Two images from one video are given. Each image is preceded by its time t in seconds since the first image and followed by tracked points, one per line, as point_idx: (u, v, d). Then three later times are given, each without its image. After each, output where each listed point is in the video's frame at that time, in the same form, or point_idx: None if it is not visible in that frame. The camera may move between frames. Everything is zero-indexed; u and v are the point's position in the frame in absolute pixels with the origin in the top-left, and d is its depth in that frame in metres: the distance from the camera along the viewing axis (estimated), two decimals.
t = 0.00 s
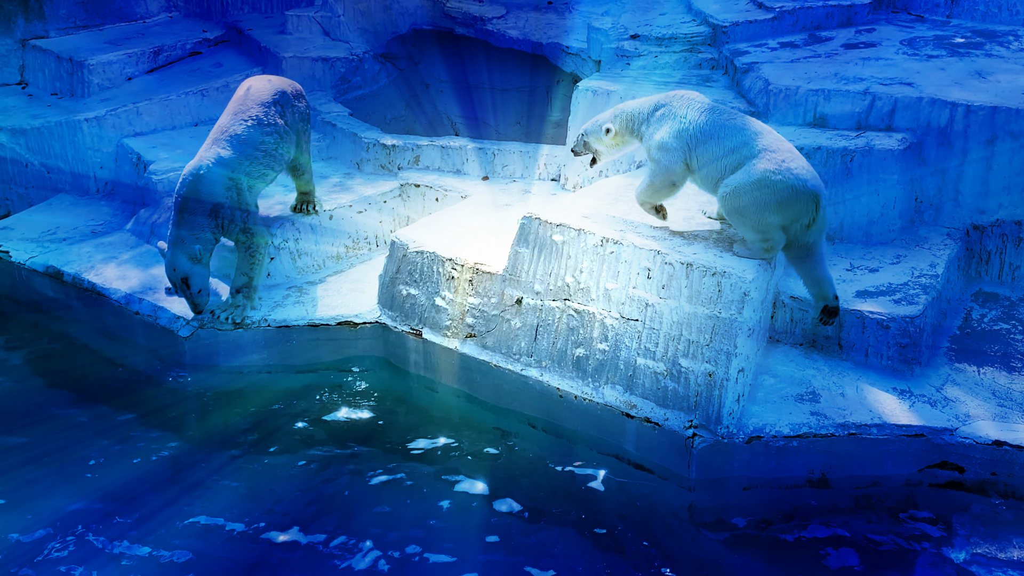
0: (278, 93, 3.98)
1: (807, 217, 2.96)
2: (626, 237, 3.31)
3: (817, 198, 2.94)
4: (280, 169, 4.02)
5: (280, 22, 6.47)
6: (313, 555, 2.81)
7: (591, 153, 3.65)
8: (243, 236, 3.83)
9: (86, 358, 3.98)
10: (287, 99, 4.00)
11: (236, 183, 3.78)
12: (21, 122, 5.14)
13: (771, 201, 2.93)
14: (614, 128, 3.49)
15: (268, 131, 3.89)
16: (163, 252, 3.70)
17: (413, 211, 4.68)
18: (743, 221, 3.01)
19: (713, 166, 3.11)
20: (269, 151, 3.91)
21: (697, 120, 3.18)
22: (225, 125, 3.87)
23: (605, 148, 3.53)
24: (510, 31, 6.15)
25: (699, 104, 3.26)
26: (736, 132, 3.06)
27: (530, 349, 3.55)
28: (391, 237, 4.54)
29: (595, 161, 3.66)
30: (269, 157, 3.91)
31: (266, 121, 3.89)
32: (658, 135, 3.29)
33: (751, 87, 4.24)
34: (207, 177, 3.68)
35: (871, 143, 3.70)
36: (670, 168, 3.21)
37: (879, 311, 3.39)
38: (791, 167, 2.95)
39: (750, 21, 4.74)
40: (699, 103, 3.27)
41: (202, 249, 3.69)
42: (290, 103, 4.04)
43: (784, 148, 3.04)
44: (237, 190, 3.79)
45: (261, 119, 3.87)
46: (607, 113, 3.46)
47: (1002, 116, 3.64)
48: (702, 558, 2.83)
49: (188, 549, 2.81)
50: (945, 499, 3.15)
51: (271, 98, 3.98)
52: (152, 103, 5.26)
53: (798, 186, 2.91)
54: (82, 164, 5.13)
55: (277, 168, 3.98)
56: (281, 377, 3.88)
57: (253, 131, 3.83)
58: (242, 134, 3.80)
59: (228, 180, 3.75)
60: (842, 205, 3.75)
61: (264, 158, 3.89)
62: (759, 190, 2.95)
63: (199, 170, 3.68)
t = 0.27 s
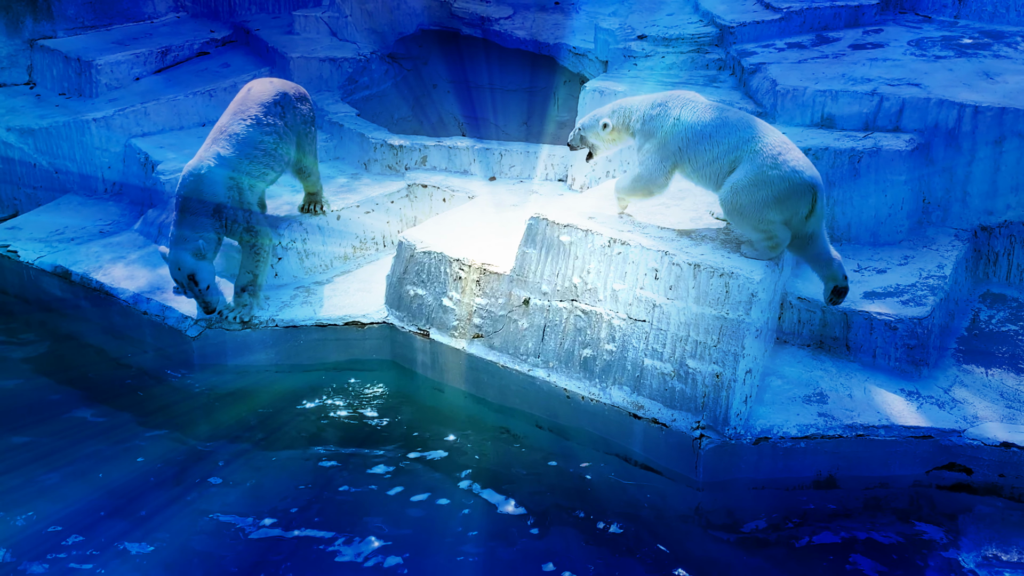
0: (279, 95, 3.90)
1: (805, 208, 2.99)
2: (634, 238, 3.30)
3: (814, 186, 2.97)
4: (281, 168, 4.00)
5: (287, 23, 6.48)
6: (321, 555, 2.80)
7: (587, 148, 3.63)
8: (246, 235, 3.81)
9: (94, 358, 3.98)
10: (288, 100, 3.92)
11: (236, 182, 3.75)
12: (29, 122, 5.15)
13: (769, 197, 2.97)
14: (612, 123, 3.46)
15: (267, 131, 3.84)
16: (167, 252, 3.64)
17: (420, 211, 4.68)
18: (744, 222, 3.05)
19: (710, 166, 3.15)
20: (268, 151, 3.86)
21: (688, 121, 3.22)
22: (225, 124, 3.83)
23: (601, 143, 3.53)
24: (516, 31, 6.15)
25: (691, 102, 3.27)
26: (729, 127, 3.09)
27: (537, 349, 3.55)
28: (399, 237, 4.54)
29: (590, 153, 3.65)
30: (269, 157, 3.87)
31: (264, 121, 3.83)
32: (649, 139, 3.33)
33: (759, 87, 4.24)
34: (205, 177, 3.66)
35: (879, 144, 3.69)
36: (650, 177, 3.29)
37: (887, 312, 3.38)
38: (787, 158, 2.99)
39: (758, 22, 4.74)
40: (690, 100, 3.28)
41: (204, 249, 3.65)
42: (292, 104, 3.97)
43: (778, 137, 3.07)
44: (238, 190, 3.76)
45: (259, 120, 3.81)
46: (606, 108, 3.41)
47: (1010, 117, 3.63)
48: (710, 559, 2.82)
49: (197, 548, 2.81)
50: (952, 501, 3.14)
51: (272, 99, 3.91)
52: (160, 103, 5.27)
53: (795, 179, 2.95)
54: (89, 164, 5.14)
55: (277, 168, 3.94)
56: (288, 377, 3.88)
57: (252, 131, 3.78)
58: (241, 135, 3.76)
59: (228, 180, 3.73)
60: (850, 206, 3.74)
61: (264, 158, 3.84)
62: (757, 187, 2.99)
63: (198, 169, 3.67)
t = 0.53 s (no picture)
0: (280, 96, 3.89)
1: (805, 203, 3.02)
2: (638, 238, 3.30)
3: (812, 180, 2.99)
4: (282, 168, 4.00)
5: (290, 23, 6.48)
6: (325, 555, 2.80)
7: (586, 145, 3.74)
8: (248, 234, 3.82)
9: (98, 358, 3.98)
10: (290, 100, 3.91)
11: (237, 182, 3.76)
12: (33, 122, 5.16)
13: (769, 195, 3.01)
14: (610, 121, 3.55)
15: (267, 132, 3.84)
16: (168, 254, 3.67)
17: (424, 211, 4.69)
18: (746, 223, 3.09)
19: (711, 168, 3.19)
20: (268, 151, 3.86)
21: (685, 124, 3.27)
22: (225, 125, 3.83)
23: (599, 141, 3.64)
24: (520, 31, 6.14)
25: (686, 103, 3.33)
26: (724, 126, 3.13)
27: (541, 350, 3.54)
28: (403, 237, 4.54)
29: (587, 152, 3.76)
30: (269, 156, 3.86)
31: (264, 121, 3.83)
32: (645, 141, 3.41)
33: (763, 87, 4.24)
34: (205, 177, 3.65)
35: (883, 145, 3.69)
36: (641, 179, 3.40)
37: (891, 313, 3.38)
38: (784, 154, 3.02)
39: (762, 22, 4.74)
40: (685, 102, 3.34)
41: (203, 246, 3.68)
42: (293, 105, 3.96)
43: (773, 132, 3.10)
44: (238, 190, 3.77)
45: (259, 120, 3.80)
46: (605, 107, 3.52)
47: (1015, 117, 3.62)
48: (714, 559, 2.82)
49: (201, 548, 2.81)
50: (957, 502, 3.14)
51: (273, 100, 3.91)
52: (164, 103, 5.27)
53: (794, 176, 2.98)
54: (93, 164, 5.14)
55: (277, 168, 3.94)
56: (292, 377, 3.88)
57: (252, 131, 3.78)
58: (241, 135, 3.76)
59: (228, 179, 3.73)
60: (854, 206, 3.74)
61: (265, 158, 3.84)
62: (756, 186, 3.03)
63: (198, 169, 3.66)
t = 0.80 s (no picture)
0: (281, 97, 3.92)
1: (805, 199, 3.04)
2: (642, 239, 3.30)
3: (810, 175, 3.01)
4: (284, 169, 4.02)
5: (294, 23, 6.48)
6: (329, 555, 2.80)
7: (583, 145, 3.73)
8: (249, 233, 3.82)
9: (103, 358, 3.98)
10: (291, 102, 3.93)
11: (238, 183, 3.78)
12: (38, 122, 5.16)
13: (769, 194, 3.03)
14: (608, 121, 3.56)
15: (268, 133, 3.86)
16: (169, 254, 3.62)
17: (428, 211, 4.69)
18: (749, 224, 3.10)
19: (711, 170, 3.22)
20: (269, 152, 3.87)
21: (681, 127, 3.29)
22: (226, 126, 3.86)
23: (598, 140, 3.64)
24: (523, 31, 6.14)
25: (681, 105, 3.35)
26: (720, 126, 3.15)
27: (545, 350, 3.54)
28: (407, 238, 4.54)
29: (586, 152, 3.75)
30: (270, 157, 3.88)
31: (265, 123, 3.85)
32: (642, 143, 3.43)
33: (767, 88, 4.24)
34: (205, 177, 3.67)
35: (887, 145, 3.69)
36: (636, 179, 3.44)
37: (895, 314, 3.37)
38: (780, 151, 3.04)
39: (766, 22, 4.73)
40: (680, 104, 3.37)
41: (203, 244, 3.63)
42: (294, 107, 3.98)
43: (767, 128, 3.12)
44: (239, 190, 3.78)
45: (259, 122, 3.83)
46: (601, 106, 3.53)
47: (1020, 118, 3.61)
48: (718, 560, 2.82)
49: (205, 548, 2.80)
50: (962, 503, 3.13)
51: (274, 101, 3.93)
52: (169, 103, 5.28)
53: (793, 173, 3.00)
54: (98, 164, 5.15)
55: (278, 169, 3.96)
56: (296, 378, 3.88)
57: (253, 132, 3.81)
58: (242, 136, 3.78)
59: (229, 180, 3.74)
60: (858, 206, 3.74)
61: (265, 158, 3.86)
62: (757, 186, 3.05)
63: (198, 170, 3.68)
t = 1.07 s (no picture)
0: (284, 100, 3.92)
1: (805, 191, 3.06)
2: (649, 240, 3.30)
3: (807, 166, 3.03)
4: (285, 172, 4.01)
5: (301, 23, 6.49)
6: (336, 555, 2.81)
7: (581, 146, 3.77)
8: (251, 231, 3.82)
9: (111, 359, 3.99)
10: (294, 104, 3.94)
11: (240, 183, 3.77)
12: (47, 122, 5.18)
13: (770, 191, 3.06)
14: (608, 122, 3.60)
15: (271, 135, 3.86)
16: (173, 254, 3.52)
17: (435, 212, 4.69)
18: (753, 224, 3.14)
19: (712, 170, 3.24)
20: (271, 155, 3.87)
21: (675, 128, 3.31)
22: (229, 127, 3.85)
23: (596, 142, 3.68)
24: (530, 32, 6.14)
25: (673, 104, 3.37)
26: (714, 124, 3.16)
27: (552, 351, 3.54)
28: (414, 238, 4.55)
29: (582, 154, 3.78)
30: (272, 159, 3.88)
31: (267, 125, 3.85)
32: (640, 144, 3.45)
33: (774, 89, 4.23)
34: (208, 179, 3.67)
35: (894, 147, 3.68)
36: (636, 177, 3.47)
37: (903, 315, 3.36)
38: (776, 145, 3.06)
39: (774, 23, 4.73)
40: (673, 102, 3.39)
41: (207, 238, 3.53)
42: (298, 110, 3.98)
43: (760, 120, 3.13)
44: (241, 192, 3.78)
45: (262, 124, 3.83)
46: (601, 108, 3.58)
47: None
48: (725, 562, 2.81)
49: (212, 547, 2.81)
50: (970, 504, 3.12)
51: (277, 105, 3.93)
52: (177, 103, 5.28)
53: (791, 167, 3.02)
54: (106, 164, 5.16)
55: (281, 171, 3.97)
56: (302, 379, 3.89)
57: (255, 133, 3.80)
58: (245, 137, 3.78)
59: (232, 181, 3.74)
60: (866, 208, 3.73)
61: (267, 160, 3.86)
62: (757, 184, 3.09)
63: (201, 171, 3.67)
